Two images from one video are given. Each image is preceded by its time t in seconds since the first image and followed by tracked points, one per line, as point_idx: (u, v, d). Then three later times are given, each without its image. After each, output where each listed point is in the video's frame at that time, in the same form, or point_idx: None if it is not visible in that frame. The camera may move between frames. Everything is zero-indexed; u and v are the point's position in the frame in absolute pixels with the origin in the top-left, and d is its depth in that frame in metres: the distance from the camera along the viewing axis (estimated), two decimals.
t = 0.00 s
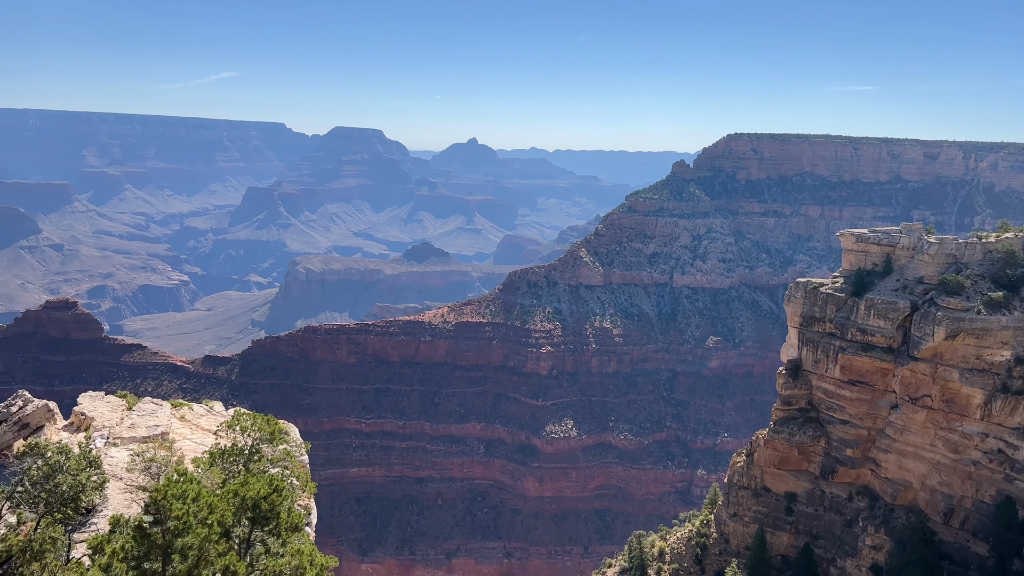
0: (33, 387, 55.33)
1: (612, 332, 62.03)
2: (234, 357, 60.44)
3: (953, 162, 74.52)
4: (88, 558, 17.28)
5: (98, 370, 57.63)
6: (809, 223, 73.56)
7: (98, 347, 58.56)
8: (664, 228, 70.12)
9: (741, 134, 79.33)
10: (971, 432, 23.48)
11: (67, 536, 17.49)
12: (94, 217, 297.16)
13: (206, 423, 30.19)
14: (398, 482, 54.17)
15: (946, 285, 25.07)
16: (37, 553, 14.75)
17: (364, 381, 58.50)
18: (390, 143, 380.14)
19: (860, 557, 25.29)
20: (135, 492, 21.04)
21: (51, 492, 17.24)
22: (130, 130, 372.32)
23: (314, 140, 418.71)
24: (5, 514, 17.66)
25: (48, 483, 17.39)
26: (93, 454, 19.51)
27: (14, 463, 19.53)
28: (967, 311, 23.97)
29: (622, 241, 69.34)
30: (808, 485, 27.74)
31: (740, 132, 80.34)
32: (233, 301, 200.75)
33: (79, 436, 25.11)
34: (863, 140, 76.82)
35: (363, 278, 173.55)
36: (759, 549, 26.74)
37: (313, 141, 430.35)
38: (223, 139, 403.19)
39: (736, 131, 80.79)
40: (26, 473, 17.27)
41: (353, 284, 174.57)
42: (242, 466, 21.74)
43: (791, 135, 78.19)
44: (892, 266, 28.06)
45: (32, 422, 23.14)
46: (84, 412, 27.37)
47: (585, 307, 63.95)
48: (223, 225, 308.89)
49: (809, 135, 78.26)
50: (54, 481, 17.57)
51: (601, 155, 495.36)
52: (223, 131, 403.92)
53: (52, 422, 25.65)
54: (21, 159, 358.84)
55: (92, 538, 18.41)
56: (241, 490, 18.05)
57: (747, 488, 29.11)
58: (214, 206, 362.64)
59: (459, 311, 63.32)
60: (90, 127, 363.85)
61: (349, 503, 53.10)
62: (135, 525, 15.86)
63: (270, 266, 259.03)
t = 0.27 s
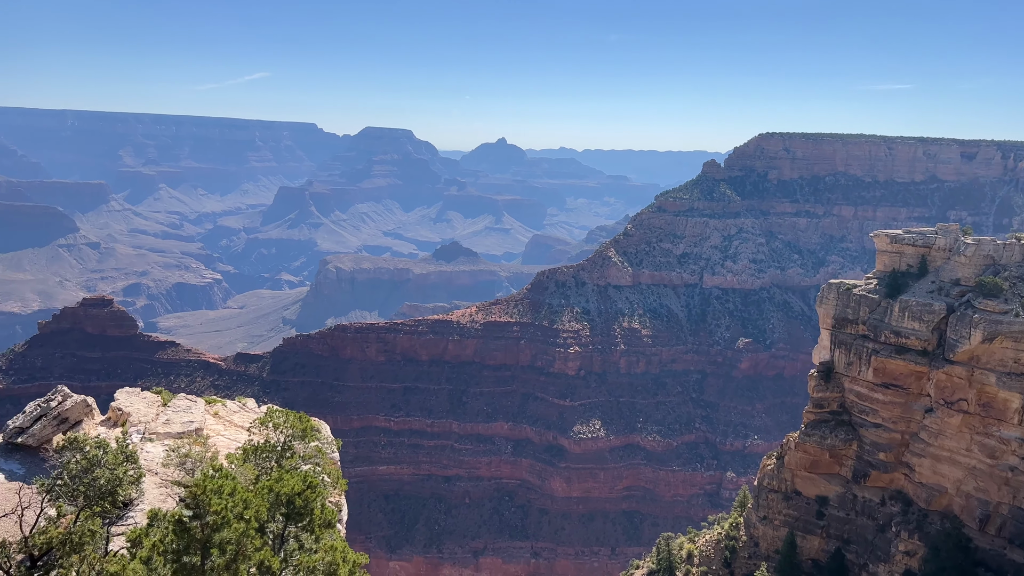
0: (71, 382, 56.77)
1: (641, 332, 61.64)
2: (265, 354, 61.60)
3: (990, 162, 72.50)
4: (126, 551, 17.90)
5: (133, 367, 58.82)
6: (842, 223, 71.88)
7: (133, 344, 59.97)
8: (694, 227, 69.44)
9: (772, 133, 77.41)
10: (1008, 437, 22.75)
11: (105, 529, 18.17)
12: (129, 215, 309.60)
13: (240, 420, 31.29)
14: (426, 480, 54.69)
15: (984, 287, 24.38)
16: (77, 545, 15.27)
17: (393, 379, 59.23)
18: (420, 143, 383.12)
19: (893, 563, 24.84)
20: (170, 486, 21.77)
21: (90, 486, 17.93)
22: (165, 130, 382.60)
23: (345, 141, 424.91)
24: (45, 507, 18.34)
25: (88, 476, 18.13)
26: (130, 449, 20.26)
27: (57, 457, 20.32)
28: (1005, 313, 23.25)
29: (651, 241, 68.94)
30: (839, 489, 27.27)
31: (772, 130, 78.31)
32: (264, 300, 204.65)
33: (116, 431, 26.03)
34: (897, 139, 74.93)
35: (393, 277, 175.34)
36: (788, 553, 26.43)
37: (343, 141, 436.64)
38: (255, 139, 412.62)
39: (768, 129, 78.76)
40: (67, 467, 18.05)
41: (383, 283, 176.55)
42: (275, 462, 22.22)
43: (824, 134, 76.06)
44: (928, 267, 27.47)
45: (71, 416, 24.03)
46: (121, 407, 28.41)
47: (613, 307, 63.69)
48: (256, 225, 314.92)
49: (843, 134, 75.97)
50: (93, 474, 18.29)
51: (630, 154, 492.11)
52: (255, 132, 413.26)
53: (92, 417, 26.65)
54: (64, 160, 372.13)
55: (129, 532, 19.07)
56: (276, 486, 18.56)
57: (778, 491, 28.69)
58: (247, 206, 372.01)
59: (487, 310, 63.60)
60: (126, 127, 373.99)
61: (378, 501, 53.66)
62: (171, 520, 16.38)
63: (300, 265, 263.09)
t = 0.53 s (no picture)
0: (105, 379, 57.87)
1: (669, 333, 61.13)
2: (295, 352, 62.66)
3: None
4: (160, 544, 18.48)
5: (165, 364, 60.11)
6: (875, 224, 70.23)
7: (166, 341, 61.42)
8: (723, 228, 68.78)
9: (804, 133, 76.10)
10: None
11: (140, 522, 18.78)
12: (163, 215, 319.86)
13: (269, 417, 32.18)
14: (452, 479, 55.08)
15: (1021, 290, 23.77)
16: (112, 538, 15.90)
17: (420, 378, 59.80)
18: (448, 143, 385.47)
19: (926, 569, 24.29)
20: (201, 482, 22.42)
21: (125, 480, 18.57)
22: (198, 130, 393.97)
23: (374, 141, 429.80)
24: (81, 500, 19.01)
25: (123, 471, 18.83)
26: (163, 444, 20.96)
27: (94, 451, 21.01)
28: None
29: (680, 241, 68.45)
30: (870, 494, 26.79)
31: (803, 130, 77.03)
32: (294, 298, 208.12)
33: (150, 427, 26.87)
34: (931, 139, 72.89)
35: (420, 276, 176.78)
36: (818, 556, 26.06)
37: (372, 141, 441.82)
38: (286, 139, 420.81)
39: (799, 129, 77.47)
40: (104, 462, 18.91)
41: (411, 283, 177.92)
42: (305, 459, 22.75)
43: (857, 134, 74.38)
44: (963, 269, 26.89)
45: (106, 412, 24.90)
46: (153, 403, 29.35)
47: (640, 308, 63.37)
48: (287, 224, 320.28)
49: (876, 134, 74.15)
50: (128, 469, 18.95)
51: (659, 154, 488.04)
52: (286, 132, 421.05)
53: (127, 413, 27.60)
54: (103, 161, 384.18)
55: (163, 525, 19.71)
56: (306, 483, 19.00)
57: (807, 495, 28.32)
58: (277, 205, 379.67)
59: (514, 310, 63.85)
60: (160, 126, 386.97)
61: (404, 499, 54.26)
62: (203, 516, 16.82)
63: (330, 264, 266.58)
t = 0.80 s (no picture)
0: (147, 374, 59.72)
1: (705, 335, 60.37)
2: (332, 350, 63.84)
3: None
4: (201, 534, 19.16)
5: (204, 360, 61.80)
6: (918, 225, 67.87)
7: (207, 338, 63.20)
8: (761, 229, 67.69)
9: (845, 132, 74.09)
10: None
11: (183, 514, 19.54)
12: (204, 214, 329.40)
13: (307, 414, 33.03)
14: (486, 478, 55.49)
15: None
16: (153, 531, 16.69)
17: (455, 377, 60.39)
18: (484, 143, 387.42)
19: None
20: (240, 475, 22.74)
21: (165, 475, 19.43)
22: (238, 130, 407.84)
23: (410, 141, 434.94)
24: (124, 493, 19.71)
25: (163, 465, 19.62)
26: (203, 439, 21.59)
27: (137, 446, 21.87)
28: None
29: (717, 242, 67.61)
30: (912, 501, 26.10)
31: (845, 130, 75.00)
32: (331, 297, 212.00)
33: (190, 422, 27.76)
34: (978, 139, 69.91)
35: (456, 276, 178.17)
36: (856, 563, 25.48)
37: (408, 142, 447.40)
38: (324, 140, 431.60)
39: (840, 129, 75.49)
40: (146, 456, 19.71)
41: (446, 282, 179.39)
42: (341, 456, 23.30)
43: (900, 133, 71.96)
44: (1010, 272, 25.98)
45: (148, 407, 25.76)
46: (194, 399, 30.46)
47: (676, 309, 62.68)
48: (325, 224, 326.26)
49: (920, 134, 71.64)
50: (169, 463, 19.74)
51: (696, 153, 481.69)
52: (325, 132, 430.09)
53: (171, 406, 28.70)
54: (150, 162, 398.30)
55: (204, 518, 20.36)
56: (342, 480, 19.38)
57: (846, 500, 27.72)
58: (316, 204, 388.48)
59: (549, 310, 63.96)
60: (202, 127, 400.68)
61: (438, 497, 54.85)
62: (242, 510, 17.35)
63: (367, 263, 270.34)
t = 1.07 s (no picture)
0: (185, 370, 61.18)
1: (739, 337, 59.64)
2: (364, 349, 64.77)
3: None
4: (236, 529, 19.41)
5: (240, 357, 63.29)
6: (959, 227, 64.93)
7: (242, 336, 64.72)
8: (797, 230, 66.42)
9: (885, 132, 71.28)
10: None
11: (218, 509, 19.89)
12: (241, 213, 336.97)
13: (340, 412, 33.76)
14: (517, 477, 55.76)
15: None
16: (189, 524, 16.98)
17: (486, 377, 60.77)
18: (517, 143, 388.17)
19: None
20: (274, 472, 23.28)
21: (201, 470, 19.60)
22: (274, 130, 417.47)
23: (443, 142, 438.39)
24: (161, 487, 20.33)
25: (199, 461, 19.82)
26: (239, 435, 21.93)
27: (174, 441, 22.61)
28: None
29: (752, 243, 66.65)
30: (950, 508, 25.51)
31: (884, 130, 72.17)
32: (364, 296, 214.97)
33: (226, 418, 28.61)
34: None
35: (488, 276, 178.82)
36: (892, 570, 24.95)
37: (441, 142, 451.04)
38: (359, 140, 438.97)
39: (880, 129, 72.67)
40: (182, 451, 19.94)
41: (478, 282, 180.14)
42: (373, 454, 23.78)
43: (941, 133, 68.87)
44: None
45: (184, 403, 26.63)
46: (229, 395, 31.49)
47: (710, 311, 62.01)
48: (359, 224, 330.72)
49: (963, 134, 68.35)
50: (205, 458, 19.92)
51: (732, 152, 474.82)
52: (359, 133, 437.20)
53: (207, 403, 29.71)
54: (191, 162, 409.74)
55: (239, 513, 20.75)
56: (376, 477, 19.67)
57: (882, 506, 27.17)
58: (350, 204, 394.66)
59: (580, 311, 63.96)
60: (239, 127, 411.06)
61: (469, 496, 55.26)
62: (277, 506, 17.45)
63: (399, 262, 273.17)
